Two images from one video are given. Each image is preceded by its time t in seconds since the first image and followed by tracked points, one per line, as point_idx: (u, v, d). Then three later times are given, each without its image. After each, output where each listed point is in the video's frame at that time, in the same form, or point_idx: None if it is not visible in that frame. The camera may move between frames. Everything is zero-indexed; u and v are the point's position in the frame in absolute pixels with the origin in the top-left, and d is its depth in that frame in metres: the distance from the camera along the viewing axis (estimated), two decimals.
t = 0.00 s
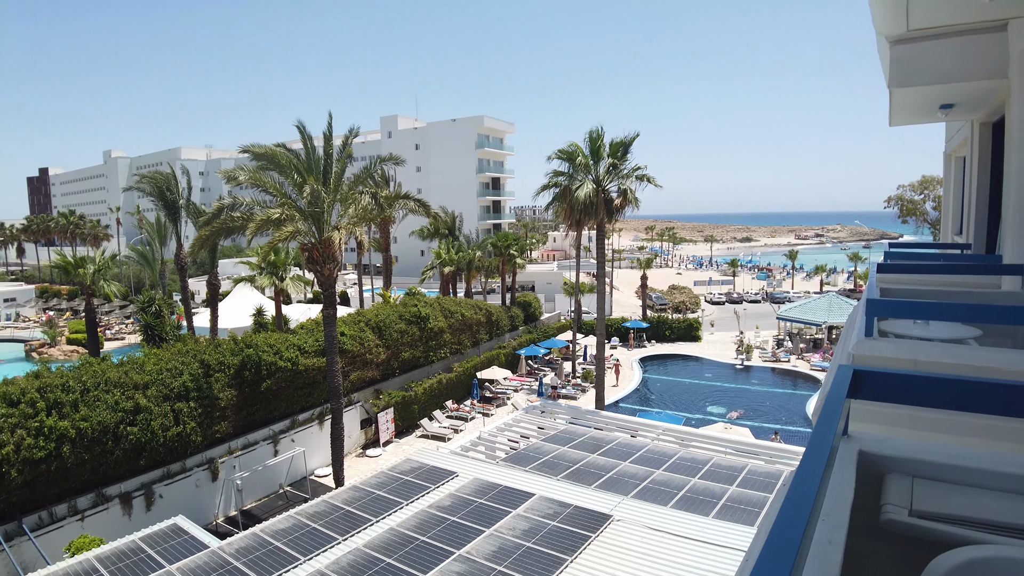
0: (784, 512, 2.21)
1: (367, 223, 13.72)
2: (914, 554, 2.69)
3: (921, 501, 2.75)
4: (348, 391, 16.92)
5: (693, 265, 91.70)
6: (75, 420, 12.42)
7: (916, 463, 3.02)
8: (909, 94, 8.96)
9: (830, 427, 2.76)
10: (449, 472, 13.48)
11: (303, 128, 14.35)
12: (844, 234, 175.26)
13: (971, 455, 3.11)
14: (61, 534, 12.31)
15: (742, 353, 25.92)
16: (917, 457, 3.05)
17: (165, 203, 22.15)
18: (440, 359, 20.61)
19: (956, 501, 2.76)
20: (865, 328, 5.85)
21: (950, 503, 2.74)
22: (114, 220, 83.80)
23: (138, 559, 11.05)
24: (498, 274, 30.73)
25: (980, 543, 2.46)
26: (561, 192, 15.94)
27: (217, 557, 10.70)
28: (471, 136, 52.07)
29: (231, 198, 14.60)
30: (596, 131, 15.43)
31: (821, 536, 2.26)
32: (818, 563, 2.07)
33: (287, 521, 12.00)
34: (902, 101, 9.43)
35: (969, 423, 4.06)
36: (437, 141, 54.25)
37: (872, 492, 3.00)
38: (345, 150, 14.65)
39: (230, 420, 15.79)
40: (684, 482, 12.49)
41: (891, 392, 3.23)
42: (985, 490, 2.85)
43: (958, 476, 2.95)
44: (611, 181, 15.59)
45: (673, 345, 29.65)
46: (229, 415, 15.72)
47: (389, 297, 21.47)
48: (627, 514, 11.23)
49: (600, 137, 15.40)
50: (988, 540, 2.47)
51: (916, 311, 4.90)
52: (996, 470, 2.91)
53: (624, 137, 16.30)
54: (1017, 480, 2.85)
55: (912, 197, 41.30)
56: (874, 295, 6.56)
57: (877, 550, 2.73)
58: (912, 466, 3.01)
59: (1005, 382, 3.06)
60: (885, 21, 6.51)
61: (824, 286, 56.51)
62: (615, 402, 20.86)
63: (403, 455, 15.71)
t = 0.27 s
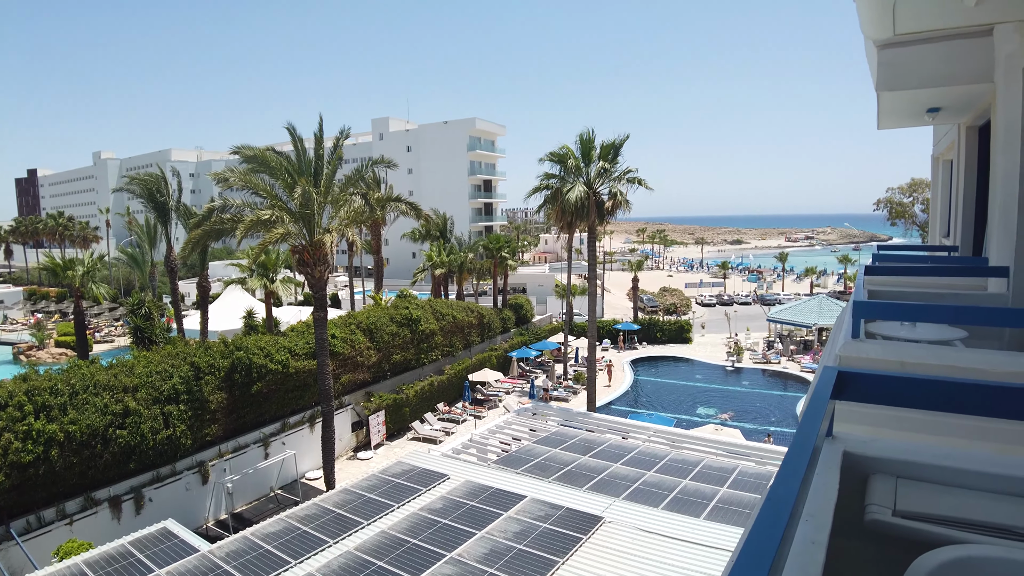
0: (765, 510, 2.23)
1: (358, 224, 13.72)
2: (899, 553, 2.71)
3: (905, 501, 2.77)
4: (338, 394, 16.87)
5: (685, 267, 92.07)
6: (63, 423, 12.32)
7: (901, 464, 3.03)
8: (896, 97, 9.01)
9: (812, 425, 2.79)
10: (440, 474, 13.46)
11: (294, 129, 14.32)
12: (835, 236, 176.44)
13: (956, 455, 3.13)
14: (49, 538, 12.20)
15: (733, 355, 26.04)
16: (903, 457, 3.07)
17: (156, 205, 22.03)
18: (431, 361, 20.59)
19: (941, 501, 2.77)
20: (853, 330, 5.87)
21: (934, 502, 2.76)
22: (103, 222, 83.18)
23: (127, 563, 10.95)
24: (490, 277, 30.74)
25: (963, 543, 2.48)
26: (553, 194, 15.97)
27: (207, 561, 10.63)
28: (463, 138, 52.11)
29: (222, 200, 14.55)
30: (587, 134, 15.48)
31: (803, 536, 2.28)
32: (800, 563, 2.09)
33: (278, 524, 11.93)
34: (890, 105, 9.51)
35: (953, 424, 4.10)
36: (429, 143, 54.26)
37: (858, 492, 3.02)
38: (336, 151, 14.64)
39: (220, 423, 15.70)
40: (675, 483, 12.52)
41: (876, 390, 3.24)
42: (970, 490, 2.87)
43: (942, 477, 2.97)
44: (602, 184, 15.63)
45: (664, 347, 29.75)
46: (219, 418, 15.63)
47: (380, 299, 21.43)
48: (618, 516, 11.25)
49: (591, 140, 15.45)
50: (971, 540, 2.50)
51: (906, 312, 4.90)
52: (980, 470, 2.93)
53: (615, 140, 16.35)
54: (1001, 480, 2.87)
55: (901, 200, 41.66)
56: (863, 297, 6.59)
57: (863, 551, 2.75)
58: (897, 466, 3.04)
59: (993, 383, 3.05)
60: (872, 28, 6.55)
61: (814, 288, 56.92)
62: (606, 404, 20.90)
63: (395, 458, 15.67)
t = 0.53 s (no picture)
0: (750, 507, 2.24)
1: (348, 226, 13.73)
2: (883, 553, 2.73)
3: (890, 501, 2.78)
4: (329, 397, 16.80)
5: (676, 270, 92.43)
6: (51, 427, 12.20)
7: (886, 464, 3.04)
8: (883, 101, 9.06)
9: (797, 424, 2.80)
10: (431, 477, 13.43)
11: (284, 131, 14.29)
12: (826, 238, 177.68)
13: (940, 456, 3.14)
14: (36, 544, 12.07)
15: (724, 357, 26.17)
16: (888, 459, 3.07)
17: (145, 208, 21.90)
18: (422, 364, 20.55)
19: (925, 501, 2.79)
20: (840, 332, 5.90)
21: (918, 503, 2.78)
22: (92, 224, 82.62)
23: (116, 568, 10.86)
24: (481, 279, 30.75)
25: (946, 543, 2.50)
26: (544, 197, 16.00)
27: (196, 565, 10.55)
28: (454, 140, 52.14)
29: (211, 202, 14.48)
30: (578, 137, 15.53)
31: (788, 538, 2.30)
32: (783, 564, 2.10)
33: (268, 528, 11.86)
34: (877, 108, 9.57)
35: (938, 424, 4.13)
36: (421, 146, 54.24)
37: (843, 493, 3.03)
38: (327, 154, 14.61)
39: (210, 426, 15.60)
40: (666, 485, 12.55)
41: (861, 392, 3.26)
42: (953, 490, 2.88)
43: (927, 477, 2.98)
44: (593, 187, 15.68)
45: (655, 349, 29.86)
46: (209, 422, 15.53)
47: (371, 301, 21.39)
48: (609, 518, 11.26)
49: (582, 143, 15.49)
50: (954, 540, 2.52)
51: (892, 314, 4.93)
52: (964, 470, 2.95)
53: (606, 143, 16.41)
54: (984, 480, 2.89)
55: (890, 203, 42.01)
56: (850, 299, 6.64)
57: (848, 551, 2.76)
58: (881, 467, 3.05)
59: (977, 383, 3.07)
60: (859, 35, 6.60)
61: (803, 290, 57.33)
62: (597, 407, 20.94)
63: (386, 461, 15.63)
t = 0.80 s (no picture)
0: (738, 501, 2.23)
1: (339, 228, 13.70)
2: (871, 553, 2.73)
3: (879, 503, 2.78)
4: (320, 400, 16.72)
5: (668, 272, 92.75)
6: (38, 431, 12.08)
7: (873, 466, 3.03)
8: (872, 104, 9.10)
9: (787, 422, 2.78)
10: (422, 480, 13.38)
11: (272, 133, 14.24)
12: (817, 241, 178.56)
13: (929, 457, 3.14)
14: (23, 548, 11.93)
15: (715, 358, 26.26)
16: (878, 460, 3.07)
17: (134, 209, 21.76)
18: (414, 366, 20.50)
19: (913, 503, 2.78)
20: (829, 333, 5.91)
21: (907, 504, 2.78)
22: (82, 226, 81.95)
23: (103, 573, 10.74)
24: (473, 282, 30.74)
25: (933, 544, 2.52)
26: (535, 199, 16.01)
27: (185, 569, 10.46)
28: (446, 142, 52.14)
29: (200, 204, 14.41)
30: (569, 140, 15.56)
31: (775, 540, 2.29)
32: (770, 567, 2.09)
33: (258, 531, 11.78)
34: (866, 111, 9.62)
35: (925, 425, 4.14)
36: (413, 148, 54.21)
37: (832, 495, 3.03)
38: (318, 156, 14.57)
39: (199, 430, 15.49)
40: (658, 487, 12.56)
41: (849, 394, 3.24)
42: (940, 492, 2.88)
43: (914, 478, 2.98)
44: (584, 189, 15.71)
45: (646, 351, 29.93)
46: (199, 425, 15.43)
47: (362, 303, 21.31)
48: (601, 520, 11.25)
49: (573, 145, 15.52)
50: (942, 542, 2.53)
51: (881, 316, 4.93)
52: (951, 471, 2.94)
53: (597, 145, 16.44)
54: (971, 482, 2.89)
55: (880, 205, 42.29)
56: (839, 301, 6.66)
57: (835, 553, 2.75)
58: (870, 468, 3.04)
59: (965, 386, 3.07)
60: (848, 38, 6.64)
61: (793, 292, 57.70)
62: (589, 409, 20.96)
63: (377, 464, 15.58)
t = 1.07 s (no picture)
0: (733, 497, 2.22)
1: (332, 229, 13.69)
2: (862, 555, 2.74)
3: (869, 505, 2.79)
4: (313, 402, 16.68)
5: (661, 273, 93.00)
6: (29, 433, 11.99)
7: (864, 468, 3.04)
8: (864, 106, 9.14)
9: (779, 421, 2.78)
10: (416, 482, 13.36)
11: (265, 134, 14.22)
12: (810, 241, 179.35)
13: (919, 458, 3.15)
14: (14, 551, 11.84)
15: (708, 359, 26.35)
16: (869, 462, 3.08)
17: (126, 210, 21.67)
18: (407, 368, 20.48)
19: (904, 505, 2.79)
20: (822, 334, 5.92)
21: (898, 506, 2.79)
22: (73, 226, 81.42)
23: None
24: (466, 282, 30.73)
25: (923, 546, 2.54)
26: (529, 200, 16.02)
27: (177, 572, 10.40)
28: (439, 143, 52.13)
29: (192, 205, 14.36)
30: (563, 141, 15.59)
31: (766, 543, 2.28)
32: (760, 569, 2.09)
33: (251, 533, 11.73)
34: (858, 113, 9.66)
35: (915, 426, 4.15)
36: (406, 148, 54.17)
37: (823, 496, 3.04)
38: (311, 157, 14.54)
39: (192, 431, 15.41)
40: (651, 488, 12.59)
41: (840, 396, 3.25)
42: (930, 494, 2.90)
43: (904, 481, 2.99)
44: (578, 190, 15.74)
45: (640, 352, 30.01)
46: (191, 426, 15.36)
47: (355, 304, 21.27)
48: (594, 521, 11.26)
49: (566, 147, 15.54)
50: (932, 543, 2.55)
51: (873, 317, 4.94)
52: (941, 472, 2.95)
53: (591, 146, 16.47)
54: (961, 483, 2.90)
55: (872, 206, 42.52)
56: (831, 303, 6.68)
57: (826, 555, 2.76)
58: (861, 471, 3.05)
59: (954, 388, 3.09)
60: (840, 40, 6.66)
61: (786, 293, 57.97)
62: (583, 409, 20.99)
63: (370, 466, 15.55)
